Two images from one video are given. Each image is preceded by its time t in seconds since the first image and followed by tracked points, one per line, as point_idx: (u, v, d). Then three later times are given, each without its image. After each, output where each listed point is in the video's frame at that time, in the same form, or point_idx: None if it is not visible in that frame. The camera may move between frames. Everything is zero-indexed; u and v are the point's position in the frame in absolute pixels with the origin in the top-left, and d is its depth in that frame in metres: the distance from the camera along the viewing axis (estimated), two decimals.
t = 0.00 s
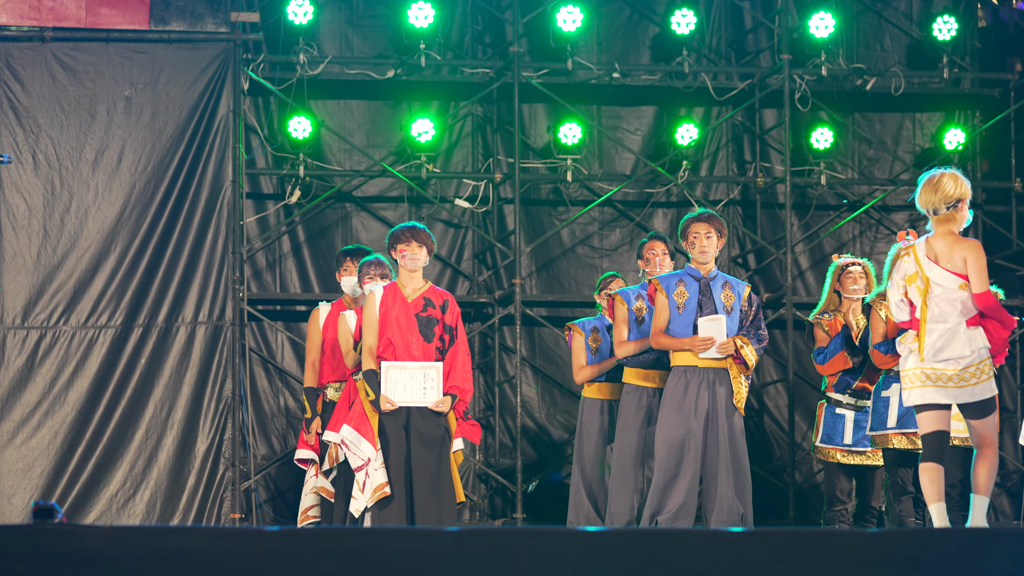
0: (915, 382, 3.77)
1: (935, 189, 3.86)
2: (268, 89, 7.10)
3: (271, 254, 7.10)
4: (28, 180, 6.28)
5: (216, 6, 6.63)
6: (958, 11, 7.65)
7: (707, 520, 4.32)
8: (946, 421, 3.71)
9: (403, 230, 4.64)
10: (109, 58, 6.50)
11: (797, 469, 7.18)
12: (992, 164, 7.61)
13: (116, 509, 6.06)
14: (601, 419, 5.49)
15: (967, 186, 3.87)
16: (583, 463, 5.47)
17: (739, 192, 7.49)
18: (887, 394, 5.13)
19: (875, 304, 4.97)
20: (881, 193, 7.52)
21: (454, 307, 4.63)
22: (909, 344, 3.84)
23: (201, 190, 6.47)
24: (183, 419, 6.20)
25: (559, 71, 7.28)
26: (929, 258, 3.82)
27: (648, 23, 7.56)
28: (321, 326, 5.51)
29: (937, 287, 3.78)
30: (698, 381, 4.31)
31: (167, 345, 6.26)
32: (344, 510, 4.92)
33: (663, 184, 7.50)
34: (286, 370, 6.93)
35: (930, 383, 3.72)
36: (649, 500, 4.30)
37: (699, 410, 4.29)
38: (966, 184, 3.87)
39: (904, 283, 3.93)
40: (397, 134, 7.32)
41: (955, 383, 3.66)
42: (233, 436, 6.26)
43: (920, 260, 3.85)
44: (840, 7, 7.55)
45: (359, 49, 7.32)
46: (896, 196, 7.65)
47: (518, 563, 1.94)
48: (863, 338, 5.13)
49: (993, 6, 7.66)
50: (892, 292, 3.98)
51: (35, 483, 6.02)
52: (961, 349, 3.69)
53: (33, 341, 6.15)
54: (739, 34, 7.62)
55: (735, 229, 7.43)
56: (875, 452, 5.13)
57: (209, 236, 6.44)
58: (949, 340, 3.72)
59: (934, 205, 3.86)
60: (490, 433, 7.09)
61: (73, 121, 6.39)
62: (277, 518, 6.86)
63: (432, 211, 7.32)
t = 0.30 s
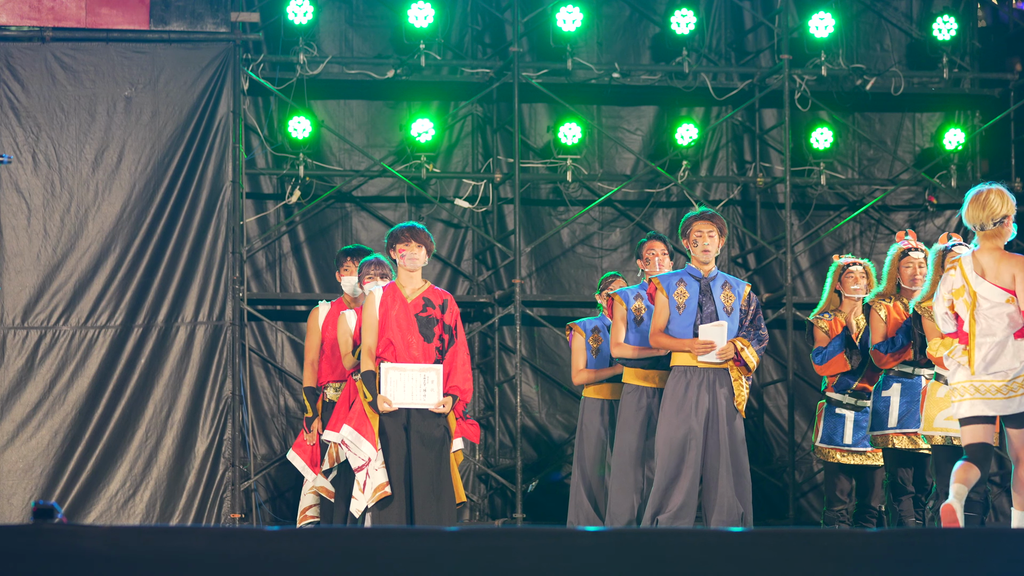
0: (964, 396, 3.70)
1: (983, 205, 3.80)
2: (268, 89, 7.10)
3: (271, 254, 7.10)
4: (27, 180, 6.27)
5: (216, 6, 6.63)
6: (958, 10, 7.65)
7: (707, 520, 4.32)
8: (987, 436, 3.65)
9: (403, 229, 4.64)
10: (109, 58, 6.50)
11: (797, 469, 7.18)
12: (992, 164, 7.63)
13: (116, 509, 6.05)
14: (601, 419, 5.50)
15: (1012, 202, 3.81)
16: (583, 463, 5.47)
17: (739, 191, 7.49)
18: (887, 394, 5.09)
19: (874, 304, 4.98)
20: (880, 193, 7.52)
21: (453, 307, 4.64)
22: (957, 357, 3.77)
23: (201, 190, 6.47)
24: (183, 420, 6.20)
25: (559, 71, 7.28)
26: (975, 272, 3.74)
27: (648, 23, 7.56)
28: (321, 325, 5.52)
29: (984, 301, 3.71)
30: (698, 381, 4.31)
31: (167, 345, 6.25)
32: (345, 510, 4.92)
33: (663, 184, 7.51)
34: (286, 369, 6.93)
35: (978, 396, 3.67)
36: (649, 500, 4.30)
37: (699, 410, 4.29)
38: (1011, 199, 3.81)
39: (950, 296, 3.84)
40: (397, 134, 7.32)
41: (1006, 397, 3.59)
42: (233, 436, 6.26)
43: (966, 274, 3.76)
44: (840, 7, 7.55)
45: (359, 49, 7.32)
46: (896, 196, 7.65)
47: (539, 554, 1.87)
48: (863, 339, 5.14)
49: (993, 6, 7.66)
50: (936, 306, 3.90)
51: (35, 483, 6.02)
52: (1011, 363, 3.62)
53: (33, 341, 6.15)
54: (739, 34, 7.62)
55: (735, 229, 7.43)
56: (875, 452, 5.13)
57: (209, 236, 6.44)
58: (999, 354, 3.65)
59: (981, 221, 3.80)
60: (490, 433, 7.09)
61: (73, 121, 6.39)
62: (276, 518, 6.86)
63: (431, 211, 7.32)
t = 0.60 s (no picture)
0: (1004, 400, 3.55)
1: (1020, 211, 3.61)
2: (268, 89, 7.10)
3: (271, 254, 7.10)
4: (27, 181, 6.27)
5: (216, 6, 6.62)
6: (958, 11, 7.65)
7: (708, 520, 4.32)
8: None
9: (402, 229, 4.64)
10: (108, 58, 6.50)
11: (797, 469, 7.18)
12: (992, 164, 7.66)
13: (115, 509, 6.05)
14: (601, 419, 5.50)
15: None
16: (582, 463, 5.48)
17: (739, 191, 7.49)
18: (888, 393, 5.10)
19: (874, 304, 4.97)
20: (880, 193, 7.53)
21: (453, 306, 4.63)
22: (995, 359, 3.62)
23: (201, 190, 6.47)
24: (183, 420, 6.20)
25: (559, 71, 7.28)
26: (1015, 275, 3.60)
27: (648, 23, 7.56)
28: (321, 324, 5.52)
29: None
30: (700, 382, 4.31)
31: (167, 345, 6.25)
32: (345, 510, 4.91)
33: (663, 184, 7.51)
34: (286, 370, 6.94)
35: (1019, 398, 3.51)
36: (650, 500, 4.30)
37: (700, 411, 4.29)
38: None
39: (989, 299, 3.69)
40: (397, 134, 7.32)
41: None
42: (233, 436, 6.25)
43: (1005, 277, 3.61)
44: (840, 7, 7.55)
45: (359, 49, 7.32)
46: (896, 196, 7.65)
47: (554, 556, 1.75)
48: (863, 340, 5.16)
49: (993, 6, 7.67)
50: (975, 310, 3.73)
51: (35, 483, 6.01)
52: None
53: (33, 341, 6.14)
54: (739, 34, 7.63)
55: (735, 229, 7.43)
56: (875, 452, 5.11)
57: (210, 235, 6.44)
58: None
59: (1019, 226, 3.61)
60: (489, 433, 7.09)
61: (73, 121, 6.39)
62: (276, 518, 6.86)
63: (431, 211, 7.31)
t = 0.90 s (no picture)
0: None
1: None
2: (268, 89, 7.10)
3: (270, 254, 7.10)
4: (27, 181, 6.28)
5: (216, 6, 6.63)
6: (957, 11, 7.65)
7: (707, 520, 4.32)
8: None
9: (402, 230, 4.64)
10: (108, 58, 6.50)
11: (796, 469, 7.18)
12: (992, 164, 7.65)
13: (115, 509, 6.05)
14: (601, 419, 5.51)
15: None
16: (582, 463, 5.48)
17: (739, 192, 7.49)
18: (889, 393, 5.04)
19: (878, 304, 4.97)
20: (880, 193, 7.52)
21: (452, 306, 4.63)
22: None
23: (201, 189, 6.47)
24: (183, 420, 6.19)
25: (559, 71, 7.29)
26: None
27: (648, 23, 7.56)
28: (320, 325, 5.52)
29: None
30: (700, 382, 4.31)
31: (167, 345, 6.25)
32: (344, 510, 4.92)
33: (663, 184, 7.51)
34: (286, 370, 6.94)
35: None
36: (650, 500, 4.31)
37: (700, 411, 4.29)
38: None
39: None
40: (397, 134, 7.32)
41: None
42: (233, 436, 6.25)
43: None
44: (839, 7, 7.55)
45: (359, 49, 7.32)
46: (896, 196, 7.65)
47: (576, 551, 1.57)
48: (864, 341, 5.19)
49: (992, 6, 7.68)
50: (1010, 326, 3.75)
51: (35, 483, 6.01)
52: None
53: (33, 341, 6.15)
54: (739, 34, 7.63)
55: (735, 229, 7.43)
56: (875, 452, 5.17)
57: (210, 235, 6.43)
58: None
59: None
60: (489, 433, 7.10)
61: (73, 121, 6.39)
62: (276, 518, 6.86)
63: (431, 211, 7.31)
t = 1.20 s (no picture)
0: None
1: None
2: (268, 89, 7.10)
3: (270, 254, 7.10)
4: (26, 181, 6.28)
5: (216, 6, 6.63)
6: (957, 11, 7.65)
7: (706, 521, 4.32)
8: None
9: (401, 229, 4.64)
10: (108, 58, 6.50)
11: (796, 469, 7.18)
12: (992, 164, 7.66)
13: (115, 509, 6.04)
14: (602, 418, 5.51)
15: None
16: (582, 462, 5.47)
17: (739, 192, 7.49)
18: (890, 393, 5.02)
19: (878, 304, 5.03)
20: (880, 193, 7.52)
21: (452, 306, 4.63)
22: None
23: (201, 189, 6.47)
24: (183, 420, 6.19)
25: (559, 71, 7.29)
26: None
27: (649, 23, 7.55)
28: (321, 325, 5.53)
29: None
30: (700, 382, 4.32)
31: (167, 345, 6.25)
32: (344, 510, 4.91)
33: (663, 184, 7.51)
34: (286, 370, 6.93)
35: None
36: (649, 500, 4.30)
37: (700, 412, 4.29)
38: None
39: None
40: (397, 134, 7.32)
41: None
42: (233, 436, 6.25)
43: None
44: (839, 7, 7.55)
45: (359, 49, 7.32)
46: (896, 196, 7.66)
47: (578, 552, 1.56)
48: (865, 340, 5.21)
49: (992, 6, 7.68)
50: None
51: (34, 483, 6.01)
52: None
53: (32, 341, 6.15)
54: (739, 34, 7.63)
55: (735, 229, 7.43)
56: (875, 452, 5.16)
57: (209, 235, 6.43)
58: None
59: None
60: (489, 433, 7.10)
61: (73, 121, 6.39)
62: (276, 518, 6.86)
63: (431, 211, 7.31)
